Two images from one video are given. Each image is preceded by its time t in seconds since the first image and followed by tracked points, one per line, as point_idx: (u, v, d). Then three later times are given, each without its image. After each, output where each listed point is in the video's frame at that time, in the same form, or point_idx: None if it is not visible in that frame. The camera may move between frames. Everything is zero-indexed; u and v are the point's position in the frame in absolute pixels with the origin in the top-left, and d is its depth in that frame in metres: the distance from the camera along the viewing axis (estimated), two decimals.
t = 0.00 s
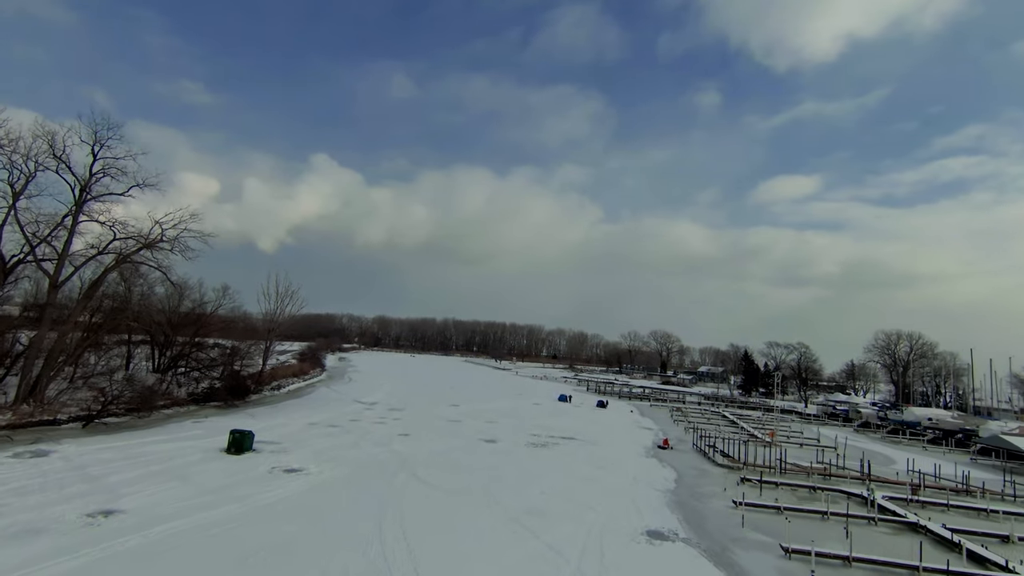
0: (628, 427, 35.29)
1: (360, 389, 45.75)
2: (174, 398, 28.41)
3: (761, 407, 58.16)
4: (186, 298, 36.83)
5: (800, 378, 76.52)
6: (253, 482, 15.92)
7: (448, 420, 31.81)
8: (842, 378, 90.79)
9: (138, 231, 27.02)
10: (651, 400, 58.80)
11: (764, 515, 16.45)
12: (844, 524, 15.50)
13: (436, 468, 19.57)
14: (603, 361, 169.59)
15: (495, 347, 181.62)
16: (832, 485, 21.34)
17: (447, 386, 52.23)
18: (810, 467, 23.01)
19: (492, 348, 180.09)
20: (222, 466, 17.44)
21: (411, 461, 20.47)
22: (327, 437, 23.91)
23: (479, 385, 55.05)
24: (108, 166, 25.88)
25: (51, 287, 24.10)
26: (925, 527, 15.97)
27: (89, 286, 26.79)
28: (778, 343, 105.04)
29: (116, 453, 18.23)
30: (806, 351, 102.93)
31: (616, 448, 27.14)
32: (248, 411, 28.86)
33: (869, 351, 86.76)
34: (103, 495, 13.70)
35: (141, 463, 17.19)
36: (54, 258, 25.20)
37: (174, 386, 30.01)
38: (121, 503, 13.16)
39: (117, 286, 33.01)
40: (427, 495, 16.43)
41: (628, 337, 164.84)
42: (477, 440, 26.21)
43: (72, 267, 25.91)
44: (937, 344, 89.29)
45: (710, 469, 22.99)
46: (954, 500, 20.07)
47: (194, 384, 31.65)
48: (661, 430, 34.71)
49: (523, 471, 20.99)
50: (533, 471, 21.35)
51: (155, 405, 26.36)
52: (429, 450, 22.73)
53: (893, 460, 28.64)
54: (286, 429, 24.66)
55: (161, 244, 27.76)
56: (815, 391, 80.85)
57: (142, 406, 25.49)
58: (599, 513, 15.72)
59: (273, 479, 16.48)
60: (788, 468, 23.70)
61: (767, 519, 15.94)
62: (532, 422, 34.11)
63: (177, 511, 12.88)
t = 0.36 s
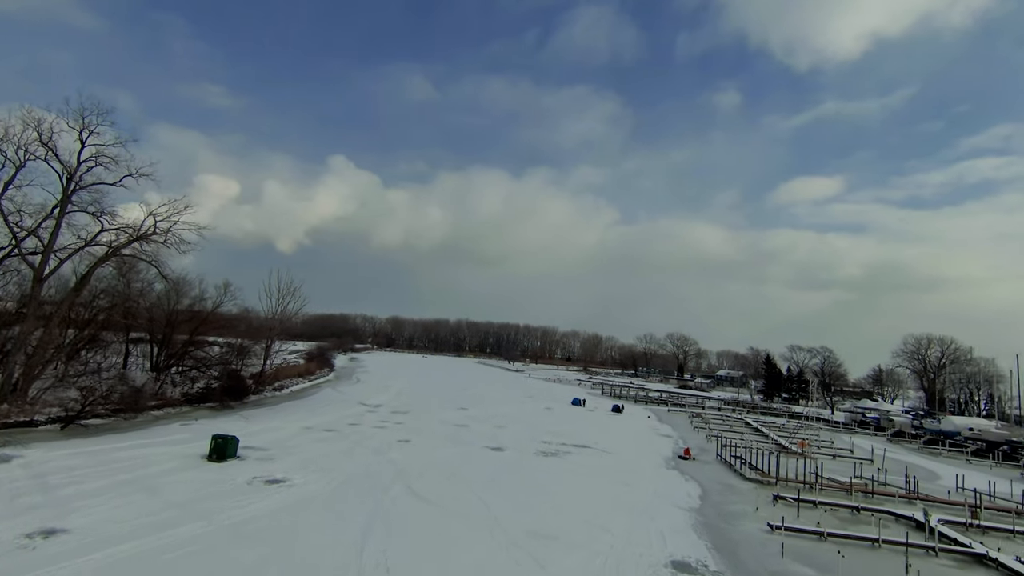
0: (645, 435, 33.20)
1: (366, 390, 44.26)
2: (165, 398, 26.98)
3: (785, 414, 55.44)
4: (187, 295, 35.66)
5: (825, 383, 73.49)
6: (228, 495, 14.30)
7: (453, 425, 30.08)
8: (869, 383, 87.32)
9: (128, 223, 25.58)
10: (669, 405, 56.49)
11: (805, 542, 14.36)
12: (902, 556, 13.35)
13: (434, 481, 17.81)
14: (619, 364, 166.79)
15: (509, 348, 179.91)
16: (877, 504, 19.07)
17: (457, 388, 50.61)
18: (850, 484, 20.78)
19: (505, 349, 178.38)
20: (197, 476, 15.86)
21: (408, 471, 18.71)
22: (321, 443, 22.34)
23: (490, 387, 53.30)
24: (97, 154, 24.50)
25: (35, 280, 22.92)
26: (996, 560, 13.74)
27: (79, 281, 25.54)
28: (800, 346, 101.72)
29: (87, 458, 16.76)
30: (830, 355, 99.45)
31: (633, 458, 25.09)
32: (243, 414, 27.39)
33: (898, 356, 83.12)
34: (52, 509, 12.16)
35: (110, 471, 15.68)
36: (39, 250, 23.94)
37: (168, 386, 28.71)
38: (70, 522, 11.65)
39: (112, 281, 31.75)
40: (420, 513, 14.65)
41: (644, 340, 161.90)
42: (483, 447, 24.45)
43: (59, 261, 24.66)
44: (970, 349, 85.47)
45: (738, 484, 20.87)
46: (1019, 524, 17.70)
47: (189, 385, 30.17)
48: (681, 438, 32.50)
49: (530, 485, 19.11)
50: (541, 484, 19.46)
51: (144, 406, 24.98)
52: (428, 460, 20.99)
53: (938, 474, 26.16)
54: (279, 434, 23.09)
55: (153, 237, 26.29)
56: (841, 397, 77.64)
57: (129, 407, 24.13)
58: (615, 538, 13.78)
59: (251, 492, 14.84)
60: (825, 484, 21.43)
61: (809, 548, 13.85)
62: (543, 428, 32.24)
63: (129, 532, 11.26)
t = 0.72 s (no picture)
0: (665, 443, 30.99)
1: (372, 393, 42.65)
2: (156, 400, 25.61)
3: (812, 421, 52.58)
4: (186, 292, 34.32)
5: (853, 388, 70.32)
6: (195, 513, 12.63)
7: (460, 431, 28.25)
8: (898, 389, 83.68)
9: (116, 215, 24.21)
10: (688, 410, 54.00)
11: None
12: None
13: (432, 496, 15.99)
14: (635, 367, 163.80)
15: (523, 351, 177.96)
16: (934, 528, 16.80)
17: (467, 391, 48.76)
18: (900, 503, 18.50)
19: (519, 351, 176.41)
20: (168, 489, 14.23)
21: (404, 484, 16.92)
22: (314, 450, 20.66)
23: (501, 390, 51.39)
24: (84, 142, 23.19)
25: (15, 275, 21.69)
26: None
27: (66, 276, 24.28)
28: (825, 350, 98.19)
29: (51, 467, 15.23)
30: (856, 360, 95.78)
31: (654, 470, 22.98)
32: (237, 418, 25.86)
33: (930, 360, 79.49)
34: None
35: (72, 483, 14.12)
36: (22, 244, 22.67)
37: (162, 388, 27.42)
38: (4, 547, 10.06)
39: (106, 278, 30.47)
40: (413, 535, 12.85)
41: (661, 342, 158.59)
42: (490, 457, 22.57)
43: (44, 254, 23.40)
44: (1007, 354, 81.46)
45: (772, 501, 18.69)
46: None
47: (183, 385, 28.73)
48: (704, 447, 30.23)
49: (539, 501, 17.17)
50: (552, 500, 17.52)
51: (131, 408, 23.61)
52: (428, 471, 19.16)
53: (993, 491, 23.63)
54: (270, 439, 21.46)
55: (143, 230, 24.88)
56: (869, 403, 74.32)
57: (115, 409, 22.76)
58: (636, 568, 11.80)
59: (223, 509, 13.17)
60: (871, 502, 19.15)
61: None
62: (556, 435, 30.24)
63: (65, 561, 9.61)
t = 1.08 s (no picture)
0: (693, 454, 28.63)
1: (384, 397, 41.10)
2: (153, 404, 24.36)
3: (850, 430, 49.34)
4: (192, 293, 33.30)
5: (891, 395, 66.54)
6: (158, 537, 11.00)
7: (472, 439, 26.37)
8: (939, 395, 79.22)
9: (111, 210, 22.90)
10: (715, 417, 51.24)
11: None
12: None
13: (434, 515, 14.19)
14: (657, 371, 160.22)
15: (543, 354, 175.61)
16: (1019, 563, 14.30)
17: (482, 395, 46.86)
18: (972, 529, 16.06)
19: (539, 355, 174.13)
20: (137, 506, 12.68)
21: (403, 501, 15.14)
22: (311, 460, 19.03)
23: (519, 394, 49.40)
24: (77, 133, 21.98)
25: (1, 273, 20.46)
26: None
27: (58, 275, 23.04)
28: (858, 355, 93.88)
29: (15, 478, 13.82)
30: (892, 365, 91.30)
31: (683, 486, 20.76)
32: (236, 423, 24.48)
33: (973, 366, 75.04)
34: None
35: (31, 497, 12.66)
36: (11, 241, 21.45)
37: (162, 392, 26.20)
38: None
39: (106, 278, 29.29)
40: (404, 565, 11.03)
41: (685, 346, 154.71)
42: (502, 469, 20.66)
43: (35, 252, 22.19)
44: None
45: (822, 526, 16.36)
46: None
47: (183, 389, 27.26)
48: (736, 459, 27.81)
49: (554, 523, 15.21)
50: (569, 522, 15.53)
51: (125, 413, 22.37)
52: (433, 485, 17.35)
53: None
54: (265, 447, 19.95)
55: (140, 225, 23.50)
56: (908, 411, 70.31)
57: (106, 413, 21.53)
58: None
59: (192, 532, 11.53)
60: (936, 527, 16.69)
61: None
62: (575, 445, 28.16)
63: None
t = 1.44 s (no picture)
0: (725, 467, 26.24)
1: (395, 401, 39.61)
2: (149, 407, 23.13)
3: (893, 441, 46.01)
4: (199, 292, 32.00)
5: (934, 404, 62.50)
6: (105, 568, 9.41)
7: (484, 448, 24.49)
8: (986, 404, 74.43)
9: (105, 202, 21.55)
10: (745, 426, 48.49)
11: None
12: None
13: (431, 542, 12.27)
14: (681, 377, 156.10)
15: (563, 359, 172.97)
16: None
17: (499, 401, 45.04)
18: None
19: (560, 360, 171.65)
20: (94, 525, 11.16)
21: (399, 521, 13.31)
22: (306, 471, 17.42)
23: (537, 400, 47.42)
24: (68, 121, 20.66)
25: None
26: None
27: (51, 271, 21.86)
28: (895, 361, 89.23)
29: None
30: (933, 372, 86.48)
31: (718, 506, 18.49)
32: (235, 429, 23.10)
33: None
34: None
35: None
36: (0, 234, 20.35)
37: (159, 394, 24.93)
38: None
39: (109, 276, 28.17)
40: None
41: (710, 351, 150.39)
42: (515, 483, 18.69)
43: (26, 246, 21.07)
44: None
45: (885, 558, 14.01)
46: None
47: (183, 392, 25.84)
48: (774, 474, 25.31)
49: (571, 550, 13.18)
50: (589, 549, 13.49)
51: (117, 416, 21.15)
52: (436, 501, 15.46)
53: None
54: (258, 456, 18.43)
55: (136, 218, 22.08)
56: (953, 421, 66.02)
57: (96, 417, 20.32)
58: None
59: (147, 560, 9.91)
60: None
61: None
62: (596, 456, 26.03)
63: None
